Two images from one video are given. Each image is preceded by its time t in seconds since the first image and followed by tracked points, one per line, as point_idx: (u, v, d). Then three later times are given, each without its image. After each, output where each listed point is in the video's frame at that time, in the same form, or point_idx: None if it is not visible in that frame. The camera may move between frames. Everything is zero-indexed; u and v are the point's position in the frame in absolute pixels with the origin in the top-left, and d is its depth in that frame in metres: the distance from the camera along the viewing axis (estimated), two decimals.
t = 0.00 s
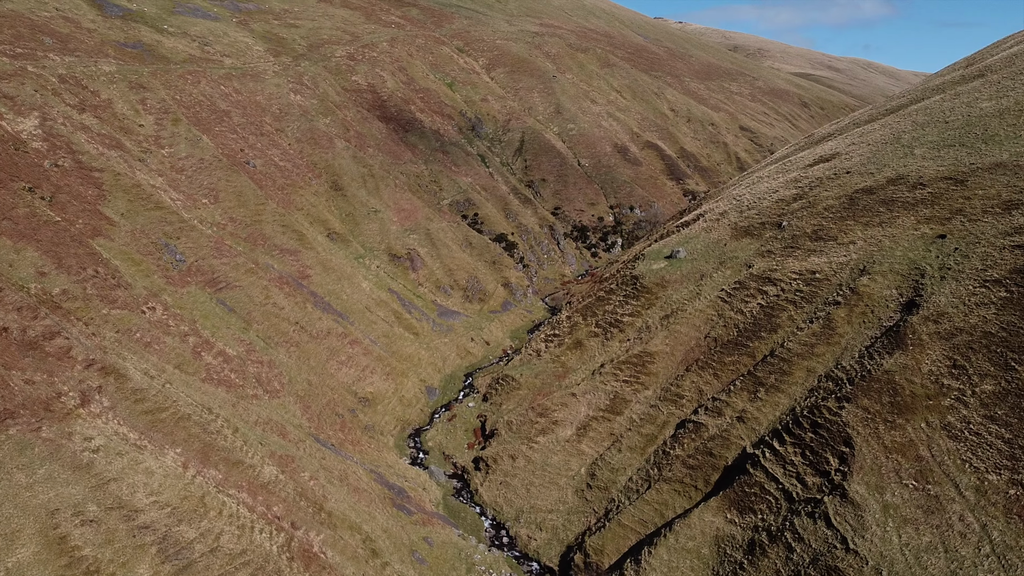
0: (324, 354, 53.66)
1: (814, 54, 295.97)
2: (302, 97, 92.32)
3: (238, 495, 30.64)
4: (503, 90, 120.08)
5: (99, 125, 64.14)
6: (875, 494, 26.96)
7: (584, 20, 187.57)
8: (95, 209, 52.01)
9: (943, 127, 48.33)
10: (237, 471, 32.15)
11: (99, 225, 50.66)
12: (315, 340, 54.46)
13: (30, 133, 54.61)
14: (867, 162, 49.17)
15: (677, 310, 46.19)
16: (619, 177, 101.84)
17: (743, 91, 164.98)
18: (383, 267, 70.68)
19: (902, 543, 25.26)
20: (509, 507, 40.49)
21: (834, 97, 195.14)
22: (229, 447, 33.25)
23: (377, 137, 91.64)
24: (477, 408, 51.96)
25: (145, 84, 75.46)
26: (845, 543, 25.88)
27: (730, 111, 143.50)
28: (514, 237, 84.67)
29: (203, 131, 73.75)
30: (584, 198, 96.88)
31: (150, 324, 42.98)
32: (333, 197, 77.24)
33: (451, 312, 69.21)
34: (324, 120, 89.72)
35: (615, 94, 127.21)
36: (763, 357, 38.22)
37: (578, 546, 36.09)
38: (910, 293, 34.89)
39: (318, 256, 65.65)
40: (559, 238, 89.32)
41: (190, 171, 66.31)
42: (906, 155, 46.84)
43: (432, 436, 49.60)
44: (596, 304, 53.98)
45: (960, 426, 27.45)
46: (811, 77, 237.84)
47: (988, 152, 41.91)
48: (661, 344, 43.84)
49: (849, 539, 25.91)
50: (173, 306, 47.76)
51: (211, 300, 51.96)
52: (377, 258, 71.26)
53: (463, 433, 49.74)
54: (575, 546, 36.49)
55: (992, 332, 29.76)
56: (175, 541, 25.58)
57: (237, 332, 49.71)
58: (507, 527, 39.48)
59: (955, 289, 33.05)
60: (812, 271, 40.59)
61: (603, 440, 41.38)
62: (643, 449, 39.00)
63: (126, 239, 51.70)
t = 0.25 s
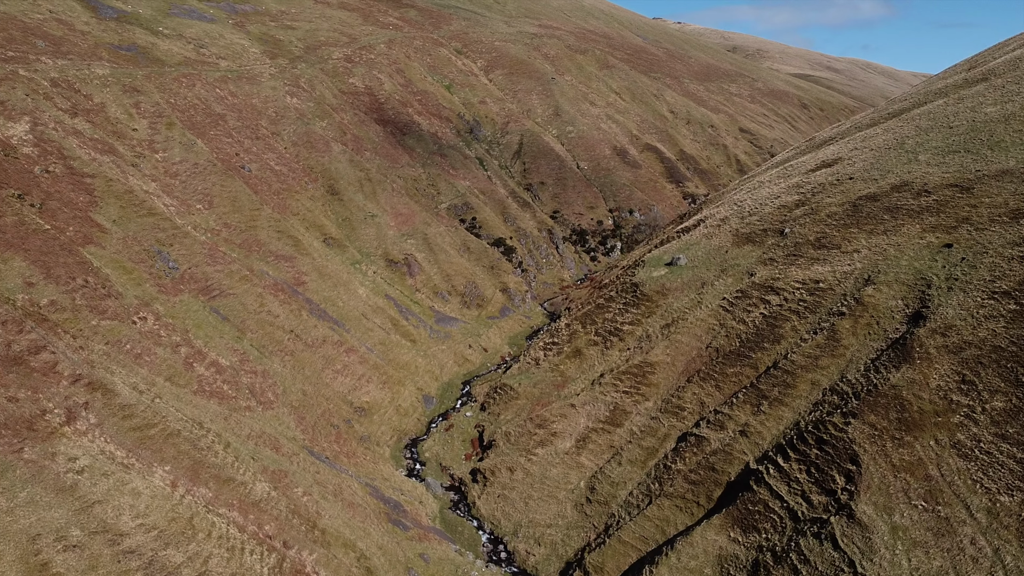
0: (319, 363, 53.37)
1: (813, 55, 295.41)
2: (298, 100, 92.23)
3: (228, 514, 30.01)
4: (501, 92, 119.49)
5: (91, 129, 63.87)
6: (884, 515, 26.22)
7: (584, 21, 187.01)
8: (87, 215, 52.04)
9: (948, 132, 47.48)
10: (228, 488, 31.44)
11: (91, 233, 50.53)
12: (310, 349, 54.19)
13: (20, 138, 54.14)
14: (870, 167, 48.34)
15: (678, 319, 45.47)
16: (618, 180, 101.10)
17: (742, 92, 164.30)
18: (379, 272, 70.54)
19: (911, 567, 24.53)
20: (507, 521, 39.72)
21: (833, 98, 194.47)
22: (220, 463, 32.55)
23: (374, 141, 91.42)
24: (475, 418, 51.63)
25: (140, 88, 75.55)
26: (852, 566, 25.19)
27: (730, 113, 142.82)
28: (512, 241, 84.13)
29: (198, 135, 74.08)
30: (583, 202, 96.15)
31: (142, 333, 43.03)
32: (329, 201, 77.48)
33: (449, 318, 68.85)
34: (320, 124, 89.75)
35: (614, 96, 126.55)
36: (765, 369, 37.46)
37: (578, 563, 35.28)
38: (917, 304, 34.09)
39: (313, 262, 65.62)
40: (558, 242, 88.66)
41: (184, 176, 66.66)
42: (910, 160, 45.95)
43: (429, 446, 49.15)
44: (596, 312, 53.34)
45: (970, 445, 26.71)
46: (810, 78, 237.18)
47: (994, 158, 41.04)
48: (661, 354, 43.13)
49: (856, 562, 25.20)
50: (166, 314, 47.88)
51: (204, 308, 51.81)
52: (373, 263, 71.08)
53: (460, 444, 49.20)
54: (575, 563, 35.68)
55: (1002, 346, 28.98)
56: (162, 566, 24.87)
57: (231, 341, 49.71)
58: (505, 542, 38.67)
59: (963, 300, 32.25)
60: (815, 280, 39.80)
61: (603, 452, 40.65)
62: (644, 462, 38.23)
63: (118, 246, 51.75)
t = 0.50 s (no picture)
0: (314, 373, 53.10)
1: (812, 56, 294.83)
2: (294, 104, 91.59)
3: (216, 537, 29.60)
4: (499, 94, 118.75)
5: (82, 135, 63.20)
6: (893, 540, 25.40)
7: (582, 22, 186.29)
8: (77, 224, 51.84)
9: (953, 138, 46.57)
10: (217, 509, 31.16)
11: (80, 242, 50.30)
12: (304, 359, 53.90)
13: (9, 144, 53.53)
14: (874, 173, 47.40)
15: (679, 329, 44.66)
16: (617, 183, 100.23)
17: (741, 94, 163.51)
18: (376, 279, 70.31)
19: None
20: (504, 538, 38.84)
21: (833, 100, 193.71)
22: (208, 483, 32.23)
23: (370, 145, 90.77)
24: (472, 429, 51.55)
25: (132, 92, 74.98)
26: None
27: (729, 115, 142.03)
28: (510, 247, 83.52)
29: (192, 139, 73.72)
30: (582, 206, 95.32)
31: (132, 344, 43.12)
32: (325, 207, 77.32)
33: (446, 325, 68.40)
34: (316, 128, 89.15)
35: (613, 98, 125.81)
36: (769, 383, 36.61)
37: None
38: (925, 318, 33.20)
39: (308, 269, 65.46)
40: (556, 247, 87.96)
41: (178, 182, 66.72)
42: (915, 166, 45.01)
43: (426, 458, 48.80)
44: (595, 321, 52.59)
45: (983, 466, 25.87)
46: (809, 79, 236.55)
47: (1002, 165, 40.09)
48: (662, 365, 42.30)
49: None
50: (157, 324, 47.90)
51: (196, 318, 51.69)
52: (369, 270, 70.83)
53: (457, 456, 48.89)
54: None
55: (1014, 363, 28.13)
56: None
57: (223, 351, 49.68)
58: (503, 559, 37.80)
59: (972, 314, 31.37)
60: (820, 291, 38.93)
61: (603, 467, 39.78)
62: (645, 478, 37.35)
63: (109, 255, 51.64)
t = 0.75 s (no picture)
0: (307, 383, 52.77)
1: (810, 57, 294.31)
2: (289, 107, 90.69)
3: (204, 560, 29.66)
4: (497, 97, 117.94)
5: (73, 139, 62.31)
6: (902, 565, 24.61)
7: (581, 23, 185.46)
8: (67, 232, 51.27)
9: (957, 144, 45.77)
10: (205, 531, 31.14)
11: (70, 252, 49.81)
12: (298, 369, 53.58)
13: None
14: (877, 179, 46.57)
15: (680, 340, 43.87)
16: (616, 187, 99.45)
17: (740, 96, 162.76)
18: (371, 286, 69.89)
19: None
20: (502, 555, 37.93)
21: (831, 101, 193.11)
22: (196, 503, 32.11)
23: (367, 148, 89.94)
24: (469, 441, 51.41)
25: (125, 96, 74.10)
26: None
27: (728, 117, 141.34)
28: (508, 252, 82.80)
29: (185, 144, 72.89)
30: (580, 210, 94.54)
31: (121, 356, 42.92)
32: (320, 212, 76.69)
33: (442, 333, 67.87)
34: (311, 131, 88.27)
35: (611, 100, 125.02)
36: (772, 397, 35.80)
37: None
38: (931, 331, 32.41)
39: (302, 277, 65.08)
40: (555, 252, 87.11)
41: (170, 187, 66.00)
42: (920, 173, 44.18)
43: (421, 470, 48.45)
44: (594, 330, 51.83)
45: (996, 489, 25.03)
46: (808, 80, 235.95)
47: (1008, 173, 39.24)
48: (663, 378, 41.51)
49: None
50: (147, 335, 47.62)
51: (188, 327, 51.53)
52: (365, 277, 70.42)
53: (453, 469, 48.66)
54: None
55: None
56: None
57: (215, 362, 49.37)
58: None
59: (981, 328, 30.58)
60: (824, 302, 38.11)
61: (602, 482, 38.92)
62: (646, 494, 36.47)
63: (99, 264, 51.22)
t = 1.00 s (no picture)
0: (302, 393, 52.24)
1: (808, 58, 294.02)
2: (284, 110, 89.86)
3: None
4: (494, 99, 117.25)
5: (64, 144, 61.47)
6: None
7: (578, 24, 184.78)
8: (56, 240, 50.52)
9: (961, 150, 45.11)
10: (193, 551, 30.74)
11: (59, 260, 49.13)
12: (292, 379, 53.01)
13: None
14: (880, 185, 45.87)
15: (680, 350, 43.17)
16: (614, 190, 98.77)
17: (738, 97, 162.26)
18: (367, 292, 69.23)
19: None
20: (499, 570, 37.17)
21: (830, 103, 192.80)
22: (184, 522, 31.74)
23: (363, 152, 89.14)
24: (466, 451, 50.86)
25: (118, 99, 73.27)
26: None
27: (727, 119, 140.74)
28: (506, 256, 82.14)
29: (178, 148, 72.04)
30: (578, 213, 93.87)
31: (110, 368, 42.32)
32: (316, 216, 75.96)
33: (439, 339, 67.19)
34: (307, 134, 87.48)
35: (609, 102, 124.34)
36: (775, 409, 35.08)
37: None
38: (937, 342, 31.71)
39: (297, 283, 64.41)
40: (552, 256, 86.42)
41: (163, 193, 65.17)
42: (923, 179, 43.49)
43: (418, 481, 47.95)
44: (593, 338, 51.15)
45: (1006, 510, 24.30)
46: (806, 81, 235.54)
47: (1013, 180, 38.54)
48: (663, 388, 40.80)
49: None
50: (138, 344, 46.93)
51: (180, 336, 50.95)
52: (361, 282, 69.74)
53: (450, 480, 48.18)
54: None
55: None
56: None
57: (207, 372, 48.77)
58: None
59: (988, 340, 29.88)
60: (826, 312, 37.41)
61: (601, 496, 38.18)
62: (646, 509, 35.69)
63: (89, 272, 50.48)
